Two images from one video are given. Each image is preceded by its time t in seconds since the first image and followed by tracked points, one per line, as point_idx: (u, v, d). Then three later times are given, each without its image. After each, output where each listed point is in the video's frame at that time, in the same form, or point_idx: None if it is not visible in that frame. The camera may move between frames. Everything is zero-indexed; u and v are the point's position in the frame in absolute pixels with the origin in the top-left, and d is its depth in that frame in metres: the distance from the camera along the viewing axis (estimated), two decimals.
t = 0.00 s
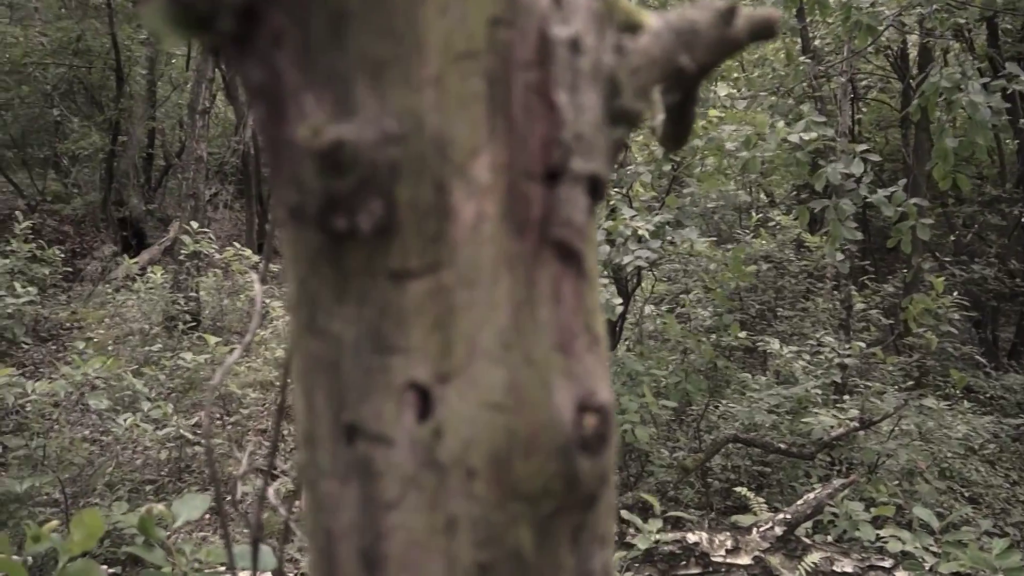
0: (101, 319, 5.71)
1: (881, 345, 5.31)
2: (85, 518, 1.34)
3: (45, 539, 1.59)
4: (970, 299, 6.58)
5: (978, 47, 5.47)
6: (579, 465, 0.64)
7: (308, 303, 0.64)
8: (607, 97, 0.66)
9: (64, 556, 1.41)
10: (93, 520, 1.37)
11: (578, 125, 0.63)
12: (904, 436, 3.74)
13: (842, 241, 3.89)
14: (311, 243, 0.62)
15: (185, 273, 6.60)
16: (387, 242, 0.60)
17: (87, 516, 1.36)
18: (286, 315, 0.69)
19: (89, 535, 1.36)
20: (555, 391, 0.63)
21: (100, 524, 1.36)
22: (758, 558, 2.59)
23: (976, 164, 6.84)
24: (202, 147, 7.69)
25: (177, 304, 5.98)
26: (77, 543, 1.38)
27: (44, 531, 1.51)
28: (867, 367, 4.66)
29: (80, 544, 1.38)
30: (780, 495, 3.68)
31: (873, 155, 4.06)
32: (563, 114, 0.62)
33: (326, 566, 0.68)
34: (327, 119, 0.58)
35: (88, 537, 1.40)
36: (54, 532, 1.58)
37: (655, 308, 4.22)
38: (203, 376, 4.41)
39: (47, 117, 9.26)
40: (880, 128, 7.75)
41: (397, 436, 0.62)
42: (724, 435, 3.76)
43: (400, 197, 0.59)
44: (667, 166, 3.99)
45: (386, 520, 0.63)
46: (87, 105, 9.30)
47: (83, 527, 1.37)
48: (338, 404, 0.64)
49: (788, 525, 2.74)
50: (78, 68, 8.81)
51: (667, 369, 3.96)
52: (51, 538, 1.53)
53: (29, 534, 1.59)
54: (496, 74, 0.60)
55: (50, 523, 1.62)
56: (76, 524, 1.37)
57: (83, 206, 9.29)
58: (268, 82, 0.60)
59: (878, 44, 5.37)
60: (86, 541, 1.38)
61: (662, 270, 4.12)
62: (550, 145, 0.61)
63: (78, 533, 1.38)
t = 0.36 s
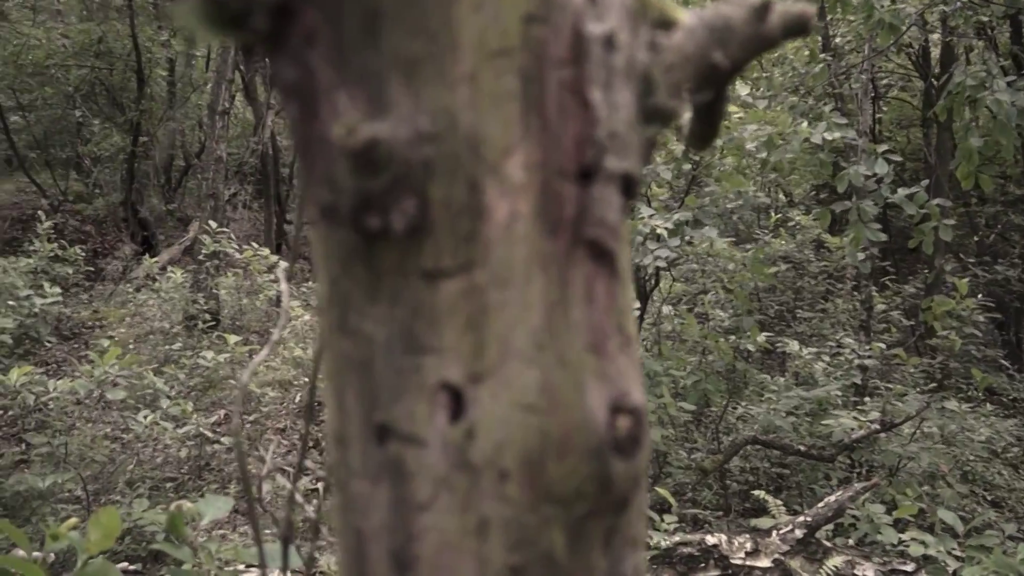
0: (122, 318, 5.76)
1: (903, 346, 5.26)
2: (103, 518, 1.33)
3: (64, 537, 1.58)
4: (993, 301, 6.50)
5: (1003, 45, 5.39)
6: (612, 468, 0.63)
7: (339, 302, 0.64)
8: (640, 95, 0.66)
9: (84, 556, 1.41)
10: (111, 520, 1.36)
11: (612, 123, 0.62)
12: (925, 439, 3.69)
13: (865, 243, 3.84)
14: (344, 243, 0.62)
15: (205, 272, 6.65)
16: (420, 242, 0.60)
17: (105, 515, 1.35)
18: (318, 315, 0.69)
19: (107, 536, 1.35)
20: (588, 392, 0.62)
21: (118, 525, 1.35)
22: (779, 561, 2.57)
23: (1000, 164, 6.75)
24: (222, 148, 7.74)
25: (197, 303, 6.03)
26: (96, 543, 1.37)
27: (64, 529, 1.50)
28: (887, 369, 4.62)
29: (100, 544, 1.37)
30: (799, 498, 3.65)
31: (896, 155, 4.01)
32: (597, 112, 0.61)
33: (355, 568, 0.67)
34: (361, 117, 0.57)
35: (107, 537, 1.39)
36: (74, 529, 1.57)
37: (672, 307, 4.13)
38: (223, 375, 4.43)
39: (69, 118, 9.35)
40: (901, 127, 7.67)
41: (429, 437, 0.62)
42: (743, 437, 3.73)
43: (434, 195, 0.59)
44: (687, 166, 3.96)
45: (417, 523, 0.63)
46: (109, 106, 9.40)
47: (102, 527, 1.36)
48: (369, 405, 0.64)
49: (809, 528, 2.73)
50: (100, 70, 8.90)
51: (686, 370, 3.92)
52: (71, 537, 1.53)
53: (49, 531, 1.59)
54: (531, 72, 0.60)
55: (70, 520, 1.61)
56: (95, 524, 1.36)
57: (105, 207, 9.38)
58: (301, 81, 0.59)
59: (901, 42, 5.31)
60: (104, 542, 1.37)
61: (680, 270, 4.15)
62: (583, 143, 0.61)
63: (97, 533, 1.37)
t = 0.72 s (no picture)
0: (143, 315, 5.81)
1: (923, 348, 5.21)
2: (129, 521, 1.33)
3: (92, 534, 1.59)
4: (1016, 303, 6.43)
5: None
6: (648, 471, 0.62)
7: (374, 302, 0.64)
8: (678, 94, 0.65)
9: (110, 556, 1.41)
10: (136, 522, 1.35)
11: (649, 122, 0.61)
12: (947, 442, 3.64)
13: (890, 246, 3.80)
14: (378, 243, 0.61)
15: (224, 271, 6.70)
16: (456, 242, 0.59)
17: (131, 518, 1.35)
18: (350, 315, 0.69)
19: (131, 537, 1.34)
20: (624, 395, 0.62)
21: (142, 526, 1.35)
22: (797, 564, 2.55)
23: None
24: (241, 147, 7.78)
25: (216, 301, 6.06)
26: (122, 544, 1.37)
27: (92, 525, 1.51)
28: (907, 371, 4.59)
29: (126, 543, 1.37)
30: (817, 501, 3.64)
31: (919, 157, 3.96)
32: (635, 111, 0.60)
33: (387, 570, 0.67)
34: (397, 116, 0.57)
35: (132, 536, 1.39)
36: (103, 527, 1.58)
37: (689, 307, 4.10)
38: (242, 373, 4.46)
39: (91, 117, 9.34)
40: (923, 128, 7.59)
41: (464, 439, 0.61)
42: (761, 439, 3.71)
43: (470, 195, 0.58)
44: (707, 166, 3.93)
45: (449, 526, 0.63)
46: (129, 106, 9.48)
47: (126, 528, 1.36)
48: (403, 405, 0.63)
49: (828, 532, 2.72)
50: (121, 70, 8.98)
51: (703, 370, 3.86)
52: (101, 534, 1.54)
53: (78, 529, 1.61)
54: (568, 72, 0.59)
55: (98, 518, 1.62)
56: (121, 524, 1.36)
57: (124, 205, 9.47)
58: (337, 79, 0.59)
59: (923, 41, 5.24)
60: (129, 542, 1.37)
61: (697, 270, 4.13)
62: (620, 143, 0.60)
63: (121, 534, 1.36)
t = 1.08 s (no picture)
0: (162, 313, 5.87)
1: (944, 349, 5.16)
2: (143, 521, 1.31)
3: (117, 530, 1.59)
4: None
5: None
6: (688, 476, 0.61)
7: (409, 303, 0.63)
8: (718, 92, 0.64)
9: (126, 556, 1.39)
10: (152, 522, 1.33)
11: (690, 121, 0.61)
12: (969, 445, 3.59)
13: (913, 248, 3.74)
14: (415, 244, 0.61)
15: (242, 269, 6.74)
16: (494, 243, 0.58)
17: (146, 520, 1.33)
18: (385, 314, 0.68)
19: (146, 536, 1.32)
20: (662, 397, 0.61)
21: (157, 527, 1.32)
22: (818, 567, 2.52)
23: None
24: (259, 147, 7.82)
25: (235, 299, 6.10)
26: (139, 544, 1.34)
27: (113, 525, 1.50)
28: (928, 373, 4.54)
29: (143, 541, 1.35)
30: (837, 503, 3.63)
31: (943, 159, 3.89)
32: (675, 110, 0.60)
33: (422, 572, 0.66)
34: (437, 115, 0.56)
35: (148, 536, 1.36)
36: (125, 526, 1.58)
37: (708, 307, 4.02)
38: (261, 371, 4.44)
39: (112, 117, 9.36)
40: (944, 127, 7.51)
41: (500, 441, 0.61)
42: (780, 440, 3.68)
43: (509, 195, 0.58)
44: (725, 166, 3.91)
45: (487, 528, 0.62)
46: (150, 105, 9.57)
47: (143, 529, 1.34)
48: (440, 406, 0.63)
49: (851, 533, 2.66)
50: (141, 70, 9.06)
51: (721, 370, 3.88)
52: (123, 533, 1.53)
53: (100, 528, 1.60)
54: (609, 71, 0.58)
55: (120, 518, 1.62)
56: (137, 526, 1.33)
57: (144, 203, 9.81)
58: (375, 77, 0.58)
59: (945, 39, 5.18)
60: (144, 540, 1.35)
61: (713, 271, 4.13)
62: (660, 142, 0.59)
63: (137, 535, 1.34)
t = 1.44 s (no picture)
0: (183, 311, 5.92)
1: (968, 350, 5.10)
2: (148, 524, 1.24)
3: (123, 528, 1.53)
4: None
5: None
6: (729, 476, 0.61)
7: (448, 302, 0.63)
8: (761, 88, 0.63)
9: (131, 557, 1.34)
10: (157, 522, 1.28)
11: (734, 117, 0.60)
12: (993, 447, 3.55)
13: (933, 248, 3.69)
14: (453, 242, 0.61)
15: (262, 268, 6.79)
16: (536, 241, 0.58)
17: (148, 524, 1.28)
18: (421, 311, 0.68)
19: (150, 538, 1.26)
20: (704, 396, 0.60)
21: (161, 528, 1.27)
22: (840, 569, 2.50)
23: None
24: (279, 146, 7.88)
25: (254, 297, 6.12)
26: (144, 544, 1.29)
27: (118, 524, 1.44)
28: (950, 374, 4.49)
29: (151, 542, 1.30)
30: (858, 505, 3.59)
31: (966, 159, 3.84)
32: (719, 105, 0.59)
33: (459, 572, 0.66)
34: (479, 110, 0.56)
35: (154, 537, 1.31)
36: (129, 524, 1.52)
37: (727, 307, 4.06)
38: (280, 369, 4.48)
39: (133, 116, 9.55)
40: (966, 125, 7.44)
41: (541, 440, 0.60)
42: (800, 441, 3.64)
43: (551, 191, 0.57)
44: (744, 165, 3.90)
45: (525, 528, 0.61)
46: (170, 105, 9.65)
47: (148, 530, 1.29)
48: (478, 405, 0.62)
49: (871, 536, 2.65)
50: (162, 70, 9.13)
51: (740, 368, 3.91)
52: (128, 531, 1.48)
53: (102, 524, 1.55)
54: (653, 66, 0.57)
55: (123, 514, 1.56)
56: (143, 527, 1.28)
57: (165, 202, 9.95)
58: (416, 74, 0.58)
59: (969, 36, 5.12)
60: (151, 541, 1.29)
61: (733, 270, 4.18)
62: (703, 138, 0.58)
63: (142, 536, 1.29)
